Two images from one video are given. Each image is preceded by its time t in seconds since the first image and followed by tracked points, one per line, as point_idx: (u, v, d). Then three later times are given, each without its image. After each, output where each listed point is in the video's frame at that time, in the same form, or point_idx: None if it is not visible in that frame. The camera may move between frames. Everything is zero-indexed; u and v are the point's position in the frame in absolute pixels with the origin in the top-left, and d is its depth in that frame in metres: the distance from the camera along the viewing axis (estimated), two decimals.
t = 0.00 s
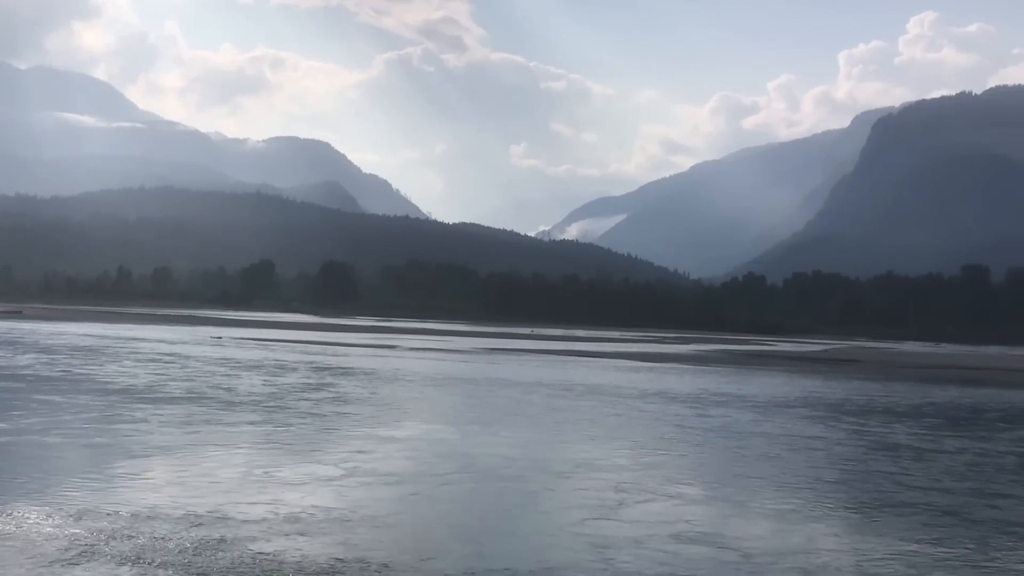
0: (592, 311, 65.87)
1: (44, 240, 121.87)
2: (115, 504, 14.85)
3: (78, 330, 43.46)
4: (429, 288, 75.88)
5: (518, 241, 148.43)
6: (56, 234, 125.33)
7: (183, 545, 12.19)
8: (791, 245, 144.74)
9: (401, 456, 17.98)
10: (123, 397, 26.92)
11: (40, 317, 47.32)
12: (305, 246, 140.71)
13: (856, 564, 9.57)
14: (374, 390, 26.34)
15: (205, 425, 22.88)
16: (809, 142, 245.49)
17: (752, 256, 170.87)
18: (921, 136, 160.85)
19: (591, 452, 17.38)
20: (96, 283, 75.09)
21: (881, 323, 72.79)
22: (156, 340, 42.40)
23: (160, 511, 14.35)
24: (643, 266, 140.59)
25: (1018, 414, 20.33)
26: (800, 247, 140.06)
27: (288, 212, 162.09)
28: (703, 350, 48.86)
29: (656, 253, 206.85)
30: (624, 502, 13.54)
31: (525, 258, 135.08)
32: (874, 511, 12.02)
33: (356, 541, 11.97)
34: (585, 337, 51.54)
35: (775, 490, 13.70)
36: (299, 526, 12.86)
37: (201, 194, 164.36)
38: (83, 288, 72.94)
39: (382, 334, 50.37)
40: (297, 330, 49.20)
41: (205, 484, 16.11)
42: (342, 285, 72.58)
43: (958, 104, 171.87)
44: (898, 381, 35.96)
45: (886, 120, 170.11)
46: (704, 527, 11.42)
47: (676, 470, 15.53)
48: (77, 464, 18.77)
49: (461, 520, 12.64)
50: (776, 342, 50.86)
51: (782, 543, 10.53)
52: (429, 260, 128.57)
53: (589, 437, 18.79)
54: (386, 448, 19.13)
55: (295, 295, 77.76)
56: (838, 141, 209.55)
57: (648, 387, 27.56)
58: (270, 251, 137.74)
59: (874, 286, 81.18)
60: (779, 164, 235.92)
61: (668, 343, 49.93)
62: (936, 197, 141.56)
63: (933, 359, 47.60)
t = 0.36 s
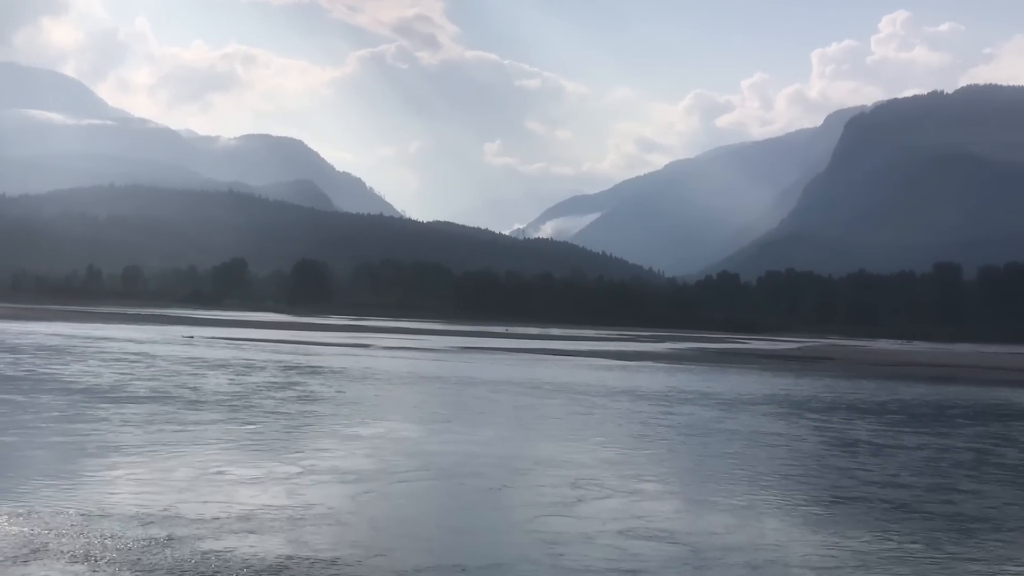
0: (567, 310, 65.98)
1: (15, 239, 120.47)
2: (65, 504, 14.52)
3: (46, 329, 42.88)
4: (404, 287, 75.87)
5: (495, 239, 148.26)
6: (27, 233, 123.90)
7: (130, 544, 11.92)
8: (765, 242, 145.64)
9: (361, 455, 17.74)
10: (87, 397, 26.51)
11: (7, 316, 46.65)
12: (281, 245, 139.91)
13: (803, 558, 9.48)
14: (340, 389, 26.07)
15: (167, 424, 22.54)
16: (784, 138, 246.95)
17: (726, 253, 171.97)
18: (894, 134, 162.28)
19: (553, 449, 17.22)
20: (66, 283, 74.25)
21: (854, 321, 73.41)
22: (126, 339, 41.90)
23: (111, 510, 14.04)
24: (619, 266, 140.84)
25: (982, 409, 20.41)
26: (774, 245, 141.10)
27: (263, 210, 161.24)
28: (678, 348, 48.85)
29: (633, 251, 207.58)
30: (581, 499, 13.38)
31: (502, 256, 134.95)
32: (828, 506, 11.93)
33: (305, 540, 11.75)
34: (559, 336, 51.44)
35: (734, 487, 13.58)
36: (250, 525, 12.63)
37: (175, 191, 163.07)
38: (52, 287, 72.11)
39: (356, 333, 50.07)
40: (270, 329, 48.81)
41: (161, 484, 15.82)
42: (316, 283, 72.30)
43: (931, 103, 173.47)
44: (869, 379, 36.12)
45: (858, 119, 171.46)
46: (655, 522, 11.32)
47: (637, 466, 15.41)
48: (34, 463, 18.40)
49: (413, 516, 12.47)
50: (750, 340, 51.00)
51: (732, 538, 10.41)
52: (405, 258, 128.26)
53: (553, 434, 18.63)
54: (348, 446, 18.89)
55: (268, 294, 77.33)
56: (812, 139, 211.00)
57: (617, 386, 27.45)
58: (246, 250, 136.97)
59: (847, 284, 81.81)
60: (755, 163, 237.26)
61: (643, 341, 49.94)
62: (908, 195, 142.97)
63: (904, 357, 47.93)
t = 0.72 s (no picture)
0: (547, 311, 65.99)
1: None
2: (26, 506, 14.24)
3: (20, 331, 42.42)
4: (384, 288, 75.80)
5: (477, 239, 148.19)
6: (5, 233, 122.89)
7: (87, 544, 11.67)
8: (745, 241, 146.31)
9: (330, 456, 17.50)
10: (60, 398, 26.17)
11: None
12: (262, 245, 139.31)
13: (767, 555, 9.39)
14: (314, 389, 25.82)
15: (139, 425, 22.26)
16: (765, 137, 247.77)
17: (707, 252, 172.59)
18: (874, 133, 163.09)
19: (526, 448, 17.05)
20: (43, 283, 73.66)
21: (833, 320, 73.90)
22: (102, 340, 41.51)
23: (73, 511, 13.80)
24: (601, 266, 140.97)
25: (955, 408, 20.41)
26: (754, 243, 141.70)
27: (245, 210, 160.63)
28: (660, 348, 48.81)
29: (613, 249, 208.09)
30: (550, 497, 13.23)
31: (484, 256, 134.82)
32: (797, 504, 11.82)
33: (265, 541, 11.57)
34: (541, 336, 51.34)
35: (704, 484, 13.45)
36: (213, 525, 12.43)
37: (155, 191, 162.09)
38: (29, 288, 71.49)
39: (336, 334, 49.82)
40: (249, 329, 48.51)
41: (126, 486, 15.55)
42: (295, 284, 72.09)
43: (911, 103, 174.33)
44: (847, 378, 36.17)
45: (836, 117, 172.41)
46: (620, 521, 11.20)
47: (608, 466, 15.28)
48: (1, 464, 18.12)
49: (378, 515, 12.31)
50: (731, 340, 51.04)
51: (698, 537, 10.27)
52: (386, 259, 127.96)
53: (527, 434, 18.47)
54: (319, 447, 18.65)
55: (247, 294, 77.03)
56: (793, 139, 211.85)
57: (596, 385, 27.32)
58: (227, 251, 136.45)
59: (827, 282, 82.22)
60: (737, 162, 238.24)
61: (624, 341, 49.93)
62: (887, 195, 143.89)
63: (883, 356, 48.09)
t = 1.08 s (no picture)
0: (523, 310, 65.93)
1: None
2: None
3: None
4: (360, 287, 75.47)
5: (455, 239, 148.00)
6: None
7: (37, 544, 11.37)
8: (722, 238, 146.93)
9: (293, 456, 17.24)
10: (25, 398, 25.81)
11: None
12: (239, 245, 138.54)
13: (720, 551, 9.26)
14: (283, 389, 25.55)
15: (103, 425, 21.92)
16: (743, 134, 249.04)
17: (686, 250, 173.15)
18: (850, 132, 163.92)
19: (491, 446, 16.88)
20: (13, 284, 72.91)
21: (809, 318, 74.37)
22: (73, 341, 41.06)
23: (25, 512, 13.48)
24: (580, 265, 141.13)
25: (924, 405, 20.42)
26: (731, 240, 142.18)
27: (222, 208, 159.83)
28: (636, 347, 48.79)
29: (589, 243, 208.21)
30: (511, 495, 13.05)
31: (462, 255, 134.63)
32: (757, 499, 11.70)
33: (216, 541, 11.31)
34: (517, 336, 51.22)
35: (666, 481, 13.32)
36: (166, 526, 12.15)
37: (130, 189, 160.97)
38: None
39: (310, 333, 49.50)
40: (223, 330, 48.14)
41: (82, 486, 15.25)
42: (268, 284, 71.62)
43: (887, 101, 175.29)
44: (822, 376, 36.23)
45: (812, 116, 173.24)
46: (577, 519, 11.05)
47: (573, 462, 15.13)
48: None
49: (333, 513, 12.09)
50: (707, 339, 51.09)
51: (654, 534, 10.12)
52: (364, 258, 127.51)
53: (493, 432, 18.29)
54: (283, 447, 18.39)
55: (221, 294, 76.49)
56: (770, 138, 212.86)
57: (568, 384, 27.19)
58: (203, 250, 135.54)
59: (803, 280, 82.63)
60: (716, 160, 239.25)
61: (601, 340, 49.86)
62: (862, 194, 144.81)
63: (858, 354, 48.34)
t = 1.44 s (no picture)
0: (498, 311, 65.90)
1: None
2: None
3: None
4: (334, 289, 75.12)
5: (433, 240, 147.68)
6: None
7: None
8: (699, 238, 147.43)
9: (254, 457, 16.93)
10: None
11: None
12: (214, 245, 137.49)
13: (672, 549, 9.14)
14: (250, 390, 25.24)
15: (65, 426, 21.51)
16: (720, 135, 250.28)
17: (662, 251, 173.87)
18: (826, 132, 164.77)
19: (455, 446, 16.67)
20: None
21: (783, 319, 74.91)
22: (40, 342, 40.52)
23: None
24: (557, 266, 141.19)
25: (890, 405, 20.48)
26: (707, 239, 142.64)
27: (197, 208, 158.80)
28: (612, 348, 48.77)
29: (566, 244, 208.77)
30: (471, 493, 12.85)
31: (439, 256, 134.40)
32: (717, 497, 11.57)
33: (166, 541, 11.00)
34: (492, 337, 51.08)
35: (629, 480, 13.17)
36: (116, 526, 11.80)
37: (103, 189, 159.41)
38: None
39: (283, 334, 49.12)
40: (195, 331, 47.69)
41: (36, 488, 14.88)
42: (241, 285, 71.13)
43: (862, 101, 176.29)
44: (794, 376, 36.33)
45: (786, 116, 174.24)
46: (536, 518, 10.87)
47: (536, 462, 14.97)
48: None
49: (287, 513, 11.88)
50: (682, 339, 51.16)
51: (611, 534, 9.92)
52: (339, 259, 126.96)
53: (459, 432, 18.08)
54: (245, 448, 18.08)
55: (194, 295, 75.84)
56: (747, 140, 214.06)
57: (539, 384, 27.06)
58: (178, 250, 134.45)
59: (778, 280, 83.12)
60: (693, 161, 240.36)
61: (576, 341, 49.82)
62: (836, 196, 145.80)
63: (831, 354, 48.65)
